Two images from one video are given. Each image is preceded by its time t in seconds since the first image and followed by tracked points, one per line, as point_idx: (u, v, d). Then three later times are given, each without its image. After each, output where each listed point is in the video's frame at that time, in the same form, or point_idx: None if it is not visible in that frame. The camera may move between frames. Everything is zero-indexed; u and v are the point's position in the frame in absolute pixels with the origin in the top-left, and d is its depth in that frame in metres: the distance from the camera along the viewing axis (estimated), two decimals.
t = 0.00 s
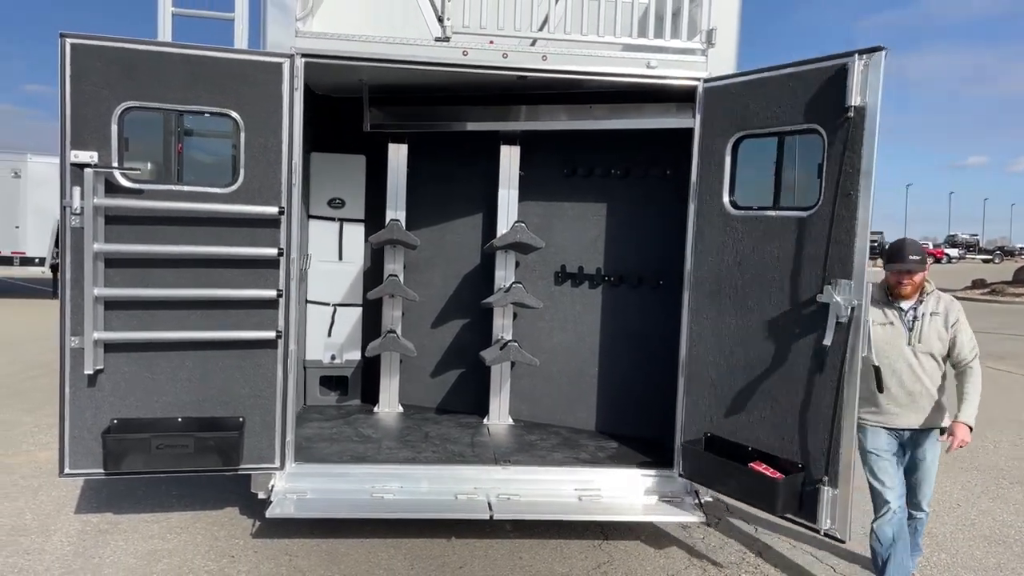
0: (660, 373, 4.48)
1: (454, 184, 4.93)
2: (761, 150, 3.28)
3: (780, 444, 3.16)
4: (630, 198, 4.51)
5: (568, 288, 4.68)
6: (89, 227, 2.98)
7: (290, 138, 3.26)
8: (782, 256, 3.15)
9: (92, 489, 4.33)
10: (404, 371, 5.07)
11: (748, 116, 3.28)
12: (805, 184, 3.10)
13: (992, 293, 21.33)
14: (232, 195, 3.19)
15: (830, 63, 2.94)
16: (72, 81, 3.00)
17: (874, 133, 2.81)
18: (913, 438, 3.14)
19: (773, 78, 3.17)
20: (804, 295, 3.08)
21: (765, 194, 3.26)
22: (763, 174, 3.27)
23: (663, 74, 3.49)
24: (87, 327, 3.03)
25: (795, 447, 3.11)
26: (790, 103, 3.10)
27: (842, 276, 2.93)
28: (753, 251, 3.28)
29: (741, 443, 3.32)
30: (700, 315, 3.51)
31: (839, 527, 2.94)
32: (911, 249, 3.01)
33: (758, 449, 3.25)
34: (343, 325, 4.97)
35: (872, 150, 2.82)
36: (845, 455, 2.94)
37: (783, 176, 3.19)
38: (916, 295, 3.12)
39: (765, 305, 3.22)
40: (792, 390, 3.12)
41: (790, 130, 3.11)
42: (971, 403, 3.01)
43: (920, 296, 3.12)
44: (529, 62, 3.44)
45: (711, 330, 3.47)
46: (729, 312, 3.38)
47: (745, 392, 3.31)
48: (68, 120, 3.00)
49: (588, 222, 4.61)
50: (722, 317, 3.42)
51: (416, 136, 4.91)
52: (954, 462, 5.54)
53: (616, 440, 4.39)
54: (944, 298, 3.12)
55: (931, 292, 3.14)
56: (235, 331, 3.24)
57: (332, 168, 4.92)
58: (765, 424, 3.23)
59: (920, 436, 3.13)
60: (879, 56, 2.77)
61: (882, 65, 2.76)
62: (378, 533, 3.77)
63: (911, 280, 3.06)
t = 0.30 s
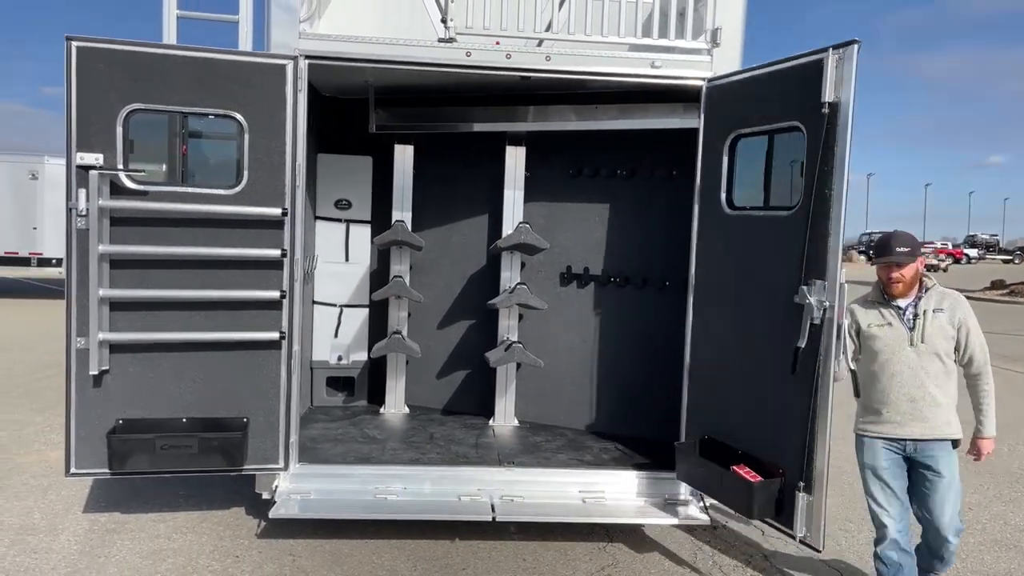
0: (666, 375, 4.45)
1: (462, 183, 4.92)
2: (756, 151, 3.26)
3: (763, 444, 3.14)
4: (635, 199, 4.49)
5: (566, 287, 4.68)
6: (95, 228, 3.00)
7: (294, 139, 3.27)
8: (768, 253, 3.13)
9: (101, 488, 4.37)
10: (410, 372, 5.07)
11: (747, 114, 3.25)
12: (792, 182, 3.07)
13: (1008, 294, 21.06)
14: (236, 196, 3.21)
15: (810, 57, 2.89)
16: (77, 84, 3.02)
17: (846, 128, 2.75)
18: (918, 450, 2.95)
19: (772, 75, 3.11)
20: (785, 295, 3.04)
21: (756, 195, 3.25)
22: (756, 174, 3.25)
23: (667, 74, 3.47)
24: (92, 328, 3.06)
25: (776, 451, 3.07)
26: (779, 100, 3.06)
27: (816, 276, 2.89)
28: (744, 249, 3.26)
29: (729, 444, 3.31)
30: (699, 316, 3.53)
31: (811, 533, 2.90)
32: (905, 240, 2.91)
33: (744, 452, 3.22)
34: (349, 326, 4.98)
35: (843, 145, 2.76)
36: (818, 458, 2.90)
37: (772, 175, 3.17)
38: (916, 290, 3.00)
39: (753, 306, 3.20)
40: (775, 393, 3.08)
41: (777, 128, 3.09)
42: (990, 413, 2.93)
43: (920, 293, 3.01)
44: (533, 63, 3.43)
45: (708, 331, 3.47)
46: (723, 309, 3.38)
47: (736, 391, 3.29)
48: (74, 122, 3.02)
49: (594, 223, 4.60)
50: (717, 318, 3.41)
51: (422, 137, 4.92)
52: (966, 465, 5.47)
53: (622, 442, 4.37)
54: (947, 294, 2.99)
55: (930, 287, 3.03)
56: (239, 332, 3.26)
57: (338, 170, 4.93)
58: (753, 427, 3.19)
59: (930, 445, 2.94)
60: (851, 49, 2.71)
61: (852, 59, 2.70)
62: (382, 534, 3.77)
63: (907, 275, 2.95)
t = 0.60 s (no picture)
0: (676, 376, 4.42)
1: (470, 183, 4.92)
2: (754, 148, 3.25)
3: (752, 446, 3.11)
4: (644, 199, 4.47)
5: (566, 287, 4.68)
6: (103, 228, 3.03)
7: (301, 140, 3.28)
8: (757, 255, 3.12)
9: (112, 486, 4.41)
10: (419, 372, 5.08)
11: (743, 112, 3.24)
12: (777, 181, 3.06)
13: None
14: (244, 197, 3.22)
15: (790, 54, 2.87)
16: (86, 85, 3.05)
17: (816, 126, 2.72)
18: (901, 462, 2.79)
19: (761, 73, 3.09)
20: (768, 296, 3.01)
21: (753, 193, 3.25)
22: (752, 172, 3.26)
23: (673, 74, 3.46)
24: (101, 327, 3.08)
25: (758, 453, 3.03)
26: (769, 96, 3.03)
27: (791, 276, 2.86)
28: (740, 250, 3.26)
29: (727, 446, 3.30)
30: (705, 317, 3.54)
31: (781, 537, 2.87)
32: (891, 246, 2.73)
33: (734, 456, 3.20)
34: (359, 326, 5.00)
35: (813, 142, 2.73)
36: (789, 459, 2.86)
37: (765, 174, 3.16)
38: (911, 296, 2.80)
39: (747, 307, 3.19)
40: (759, 394, 3.06)
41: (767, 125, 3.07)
42: (983, 439, 2.64)
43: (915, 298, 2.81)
44: (539, 62, 3.42)
45: (711, 332, 3.48)
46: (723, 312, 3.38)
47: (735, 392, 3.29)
48: (83, 123, 3.05)
49: (602, 223, 4.58)
50: (718, 319, 3.42)
51: (431, 137, 4.92)
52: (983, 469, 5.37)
53: (630, 443, 4.35)
54: (951, 304, 2.73)
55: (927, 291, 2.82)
56: (247, 332, 3.27)
57: (348, 170, 4.94)
58: (743, 429, 3.17)
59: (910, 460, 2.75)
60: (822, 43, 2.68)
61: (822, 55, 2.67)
62: (389, 533, 3.78)
63: (897, 282, 2.76)
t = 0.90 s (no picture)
0: (686, 376, 4.39)
1: (482, 182, 4.91)
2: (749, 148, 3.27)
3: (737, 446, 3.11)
4: (654, 199, 4.45)
5: (577, 287, 4.66)
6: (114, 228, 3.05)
7: (309, 140, 3.29)
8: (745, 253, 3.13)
9: (124, 484, 4.44)
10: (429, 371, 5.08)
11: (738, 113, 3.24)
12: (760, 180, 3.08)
13: None
14: (252, 196, 3.24)
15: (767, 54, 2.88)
16: (98, 86, 3.07)
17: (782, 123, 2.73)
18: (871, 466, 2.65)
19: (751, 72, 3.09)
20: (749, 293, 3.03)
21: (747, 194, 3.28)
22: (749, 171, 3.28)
23: (683, 72, 3.42)
24: (111, 326, 3.11)
25: (741, 452, 3.04)
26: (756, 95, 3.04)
27: (762, 275, 2.87)
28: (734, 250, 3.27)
29: (721, 445, 3.31)
30: (710, 317, 3.56)
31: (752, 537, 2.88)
32: (850, 248, 2.57)
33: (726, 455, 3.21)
34: (368, 325, 5.01)
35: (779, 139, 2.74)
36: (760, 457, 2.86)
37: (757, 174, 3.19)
38: (888, 296, 2.61)
39: (737, 306, 3.21)
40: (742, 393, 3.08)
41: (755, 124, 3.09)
42: (953, 469, 2.30)
43: (895, 298, 2.61)
44: (547, 61, 3.40)
45: (713, 331, 3.50)
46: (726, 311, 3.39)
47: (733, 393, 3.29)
48: (94, 124, 3.08)
49: (611, 223, 4.56)
50: (718, 318, 3.43)
51: (441, 137, 4.92)
52: (999, 471, 5.28)
53: (640, 444, 4.32)
54: (934, 312, 2.50)
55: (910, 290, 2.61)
56: (255, 330, 3.29)
57: (358, 170, 4.95)
58: (732, 428, 3.17)
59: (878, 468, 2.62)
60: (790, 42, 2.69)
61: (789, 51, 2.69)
62: (397, 532, 3.79)
63: (861, 284, 2.59)
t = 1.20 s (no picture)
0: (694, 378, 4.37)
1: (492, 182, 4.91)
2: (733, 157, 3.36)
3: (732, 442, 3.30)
4: (662, 199, 4.43)
5: (584, 288, 4.65)
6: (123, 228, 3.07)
7: (316, 141, 3.30)
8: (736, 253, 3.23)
9: (134, 482, 4.47)
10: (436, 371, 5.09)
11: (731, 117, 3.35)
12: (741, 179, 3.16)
13: None
14: (260, 197, 3.25)
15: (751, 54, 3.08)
16: (107, 87, 3.10)
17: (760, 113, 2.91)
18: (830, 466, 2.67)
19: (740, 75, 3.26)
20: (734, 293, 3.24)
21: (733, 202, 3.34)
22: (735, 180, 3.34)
23: (692, 71, 3.39)
24: (120, 326, 3.13)
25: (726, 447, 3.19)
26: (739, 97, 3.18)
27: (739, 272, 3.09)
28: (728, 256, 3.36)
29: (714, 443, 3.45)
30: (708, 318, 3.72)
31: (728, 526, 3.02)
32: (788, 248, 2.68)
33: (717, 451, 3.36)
34: (376, 326, 5.02)
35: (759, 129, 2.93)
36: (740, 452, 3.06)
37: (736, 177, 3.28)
38: (827, 293, 2.64)
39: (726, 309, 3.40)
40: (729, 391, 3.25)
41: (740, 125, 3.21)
42: (860, 477, 2.35)
43: (834, 296, 2.64)
44: (553, 62, 3.39)
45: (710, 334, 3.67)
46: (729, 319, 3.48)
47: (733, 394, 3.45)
48: (104, 125, 3.10)
49: (619, 223, 4.55)
50: (714, 322, 3.61)
51: (449, 138, 4.92)
52: (1012, 473, 5.22)
53: (648, 445, 4.30)
54: (868, 313, 2.47)
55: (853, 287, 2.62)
56: (263, 330, 3.30)
57: (366, 171, 4.96)
58: (722, 426, 3.33)
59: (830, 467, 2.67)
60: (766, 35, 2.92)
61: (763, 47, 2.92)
62: (404, 532, 3.79)
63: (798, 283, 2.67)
